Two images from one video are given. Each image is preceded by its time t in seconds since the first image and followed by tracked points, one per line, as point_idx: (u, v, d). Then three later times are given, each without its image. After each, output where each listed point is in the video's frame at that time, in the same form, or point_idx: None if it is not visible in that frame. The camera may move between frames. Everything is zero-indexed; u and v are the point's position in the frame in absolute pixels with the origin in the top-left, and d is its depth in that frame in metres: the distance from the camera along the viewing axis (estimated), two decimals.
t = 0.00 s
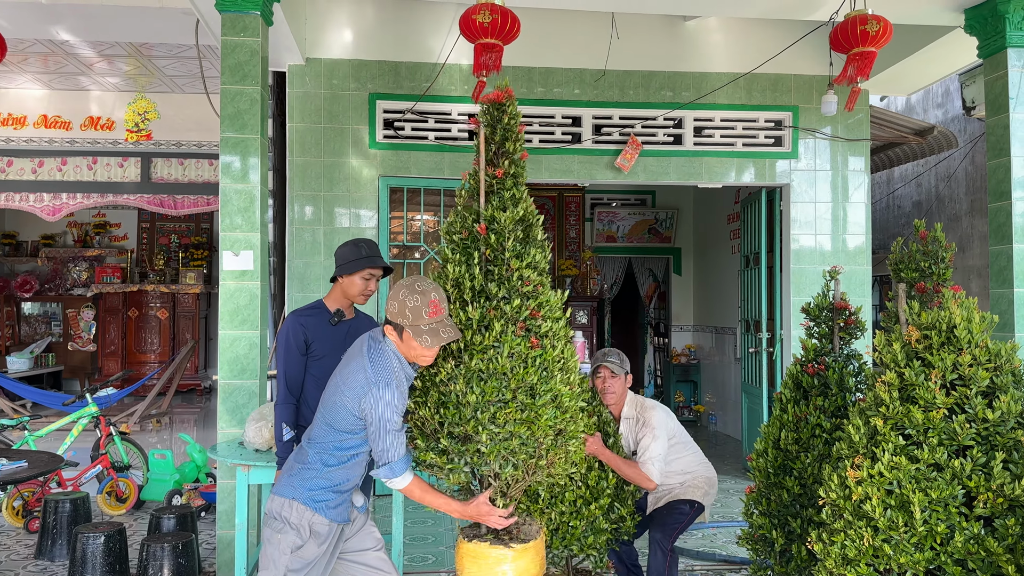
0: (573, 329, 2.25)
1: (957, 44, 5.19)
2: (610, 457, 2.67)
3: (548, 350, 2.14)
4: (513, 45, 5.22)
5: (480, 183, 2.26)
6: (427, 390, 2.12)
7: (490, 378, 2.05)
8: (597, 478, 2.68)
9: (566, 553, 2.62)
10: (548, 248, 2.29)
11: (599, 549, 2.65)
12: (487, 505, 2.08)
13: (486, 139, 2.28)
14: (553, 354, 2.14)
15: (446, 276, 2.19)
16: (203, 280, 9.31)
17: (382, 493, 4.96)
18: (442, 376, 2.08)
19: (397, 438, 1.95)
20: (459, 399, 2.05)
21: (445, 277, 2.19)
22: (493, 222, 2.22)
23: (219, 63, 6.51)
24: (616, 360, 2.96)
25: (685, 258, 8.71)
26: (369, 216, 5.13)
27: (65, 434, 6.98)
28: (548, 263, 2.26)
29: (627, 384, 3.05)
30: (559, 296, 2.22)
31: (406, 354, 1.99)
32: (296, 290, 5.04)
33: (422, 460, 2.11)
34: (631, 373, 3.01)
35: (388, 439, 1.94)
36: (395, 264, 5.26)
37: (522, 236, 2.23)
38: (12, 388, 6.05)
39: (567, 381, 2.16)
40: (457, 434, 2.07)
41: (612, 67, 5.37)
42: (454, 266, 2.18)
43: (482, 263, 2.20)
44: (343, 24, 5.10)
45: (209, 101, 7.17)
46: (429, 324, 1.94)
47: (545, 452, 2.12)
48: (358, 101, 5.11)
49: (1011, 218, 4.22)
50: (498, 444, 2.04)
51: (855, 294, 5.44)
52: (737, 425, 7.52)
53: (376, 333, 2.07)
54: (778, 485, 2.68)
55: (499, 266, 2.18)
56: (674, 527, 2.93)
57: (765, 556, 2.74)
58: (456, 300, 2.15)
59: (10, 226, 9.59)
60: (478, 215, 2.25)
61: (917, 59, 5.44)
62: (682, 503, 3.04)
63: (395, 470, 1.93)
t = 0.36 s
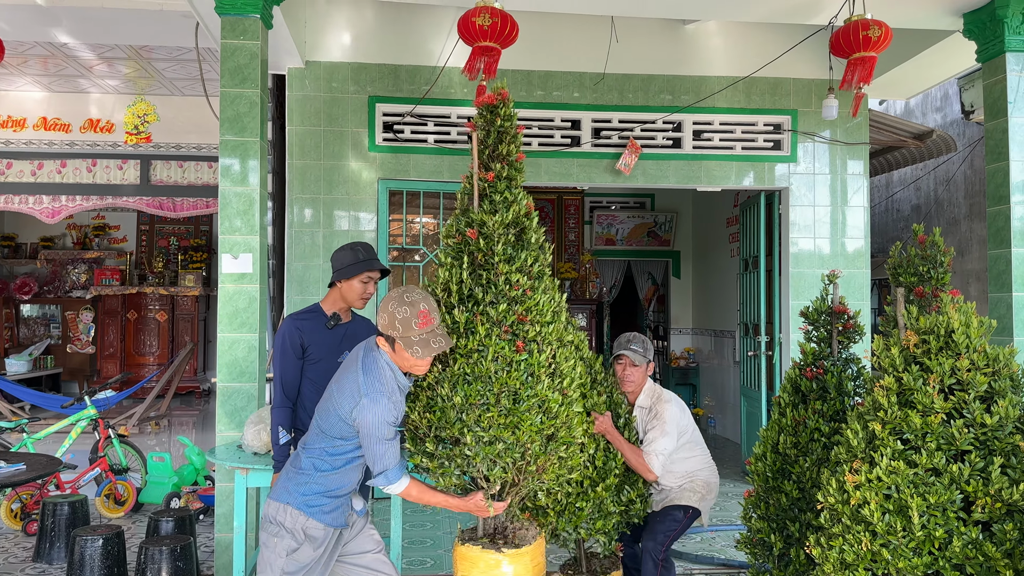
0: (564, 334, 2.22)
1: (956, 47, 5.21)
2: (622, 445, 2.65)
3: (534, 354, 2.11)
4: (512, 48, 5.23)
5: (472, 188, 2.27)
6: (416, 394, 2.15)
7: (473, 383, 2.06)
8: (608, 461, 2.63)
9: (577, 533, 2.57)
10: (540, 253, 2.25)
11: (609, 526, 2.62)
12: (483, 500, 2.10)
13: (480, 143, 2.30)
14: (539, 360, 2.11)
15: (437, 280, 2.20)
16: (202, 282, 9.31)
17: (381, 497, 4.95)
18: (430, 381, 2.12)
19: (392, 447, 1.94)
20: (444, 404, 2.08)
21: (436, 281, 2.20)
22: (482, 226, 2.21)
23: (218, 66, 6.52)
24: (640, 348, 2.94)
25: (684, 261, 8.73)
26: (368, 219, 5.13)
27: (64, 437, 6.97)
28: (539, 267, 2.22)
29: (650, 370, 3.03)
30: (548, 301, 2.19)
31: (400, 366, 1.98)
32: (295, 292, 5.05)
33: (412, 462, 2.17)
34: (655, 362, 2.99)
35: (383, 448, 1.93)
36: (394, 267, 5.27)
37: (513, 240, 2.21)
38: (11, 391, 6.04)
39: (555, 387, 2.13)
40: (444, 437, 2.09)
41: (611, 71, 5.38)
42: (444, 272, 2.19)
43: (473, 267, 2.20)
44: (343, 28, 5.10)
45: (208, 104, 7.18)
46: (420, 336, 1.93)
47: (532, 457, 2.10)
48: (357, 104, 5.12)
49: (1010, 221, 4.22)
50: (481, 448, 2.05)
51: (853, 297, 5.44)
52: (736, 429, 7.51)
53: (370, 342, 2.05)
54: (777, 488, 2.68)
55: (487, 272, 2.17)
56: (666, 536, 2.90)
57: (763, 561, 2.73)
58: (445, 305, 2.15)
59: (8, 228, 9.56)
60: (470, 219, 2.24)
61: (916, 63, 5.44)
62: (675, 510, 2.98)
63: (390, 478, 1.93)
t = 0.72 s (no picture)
0: (552, 331, 2.21)
1: (957, 52, 5.21)
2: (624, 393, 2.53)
3: (525, 347, 2.08)
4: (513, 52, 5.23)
5: (460, 184, 2.28)
6: (405, 389, 2.10)
7: (469, 374, 2.03)
8: (618, 409, 2.50)
9: (589, 487, 2.42)
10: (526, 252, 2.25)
11: (620, 480, 2.48)
12: (476, 496, 2.06)
13: (465, 141, 2.31)
14: (532, 353, 2.09)
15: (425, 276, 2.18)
16: (201, 284, 9.31)
17: (380, 500, 4.94)
18: (421, 374, 2.07)
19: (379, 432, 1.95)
20: (436, 398, 2.04)
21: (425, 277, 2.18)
22: (472, 221, 2.21)
23: (219, 69, 6.53)
24: (652, 309, 2.87)
25: (684, 265, 8.74)
26: (368, 222, 5.13)
27: (64, 439, 6.96)
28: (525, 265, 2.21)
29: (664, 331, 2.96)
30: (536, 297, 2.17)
31: (377, 347, 2.00)
32: (295, 295, 5.04)
33: (402, 460, 2.10)
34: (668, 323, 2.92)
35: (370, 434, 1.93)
36: (394, 270, 5.27)
37: (501, 236, 2.22)
38: (10, 393, 6.03)
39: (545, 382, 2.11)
40: (436, 430, 2.05)
41: (611, 75, 5.38)
42: (433, 267, 2.18)
43: (462, 263, 2.18)
44: (344, 31, 5.11)
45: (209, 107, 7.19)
46: (387, 314, 1.95)
47: (523, 452, 2.07)
48: (357, 107, 5.12)
49: (1010, 226, 4.23)
50: (473, 440, 2.02)
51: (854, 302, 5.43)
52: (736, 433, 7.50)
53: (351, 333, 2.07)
54: (777, 493, 2.67)
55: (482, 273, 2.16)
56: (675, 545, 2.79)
57: (764, 565, 2.71)
58: (433, 299, 2.14)
59: (8, 230, 9.54)
60: (458, 215, 2.25)
61: (916, 68, 5.45)
62: (681, 522, 2.80)
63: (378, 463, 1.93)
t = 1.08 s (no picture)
0: (520, 326, 1.88)
1: (958, 58, 5.21)
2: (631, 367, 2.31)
3: (477, 345, 1.78)
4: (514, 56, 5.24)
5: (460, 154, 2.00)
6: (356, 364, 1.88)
7: (405, 365, 1.76)
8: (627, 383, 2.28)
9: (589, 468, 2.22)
10: (506, 231, 1.90)
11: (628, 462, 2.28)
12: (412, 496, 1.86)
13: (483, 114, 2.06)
14: (482, 351, 1.79)
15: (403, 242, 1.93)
16: (202, 286, 9.31)
17: (381, 503, 4.93)
18: (368, 356, 1.84)
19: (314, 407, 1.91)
20: (373, 379, 1.81)
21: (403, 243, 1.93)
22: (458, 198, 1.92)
23: (221, 71, 6.54)
24: (676, 305, 2.71)
25: (685, 268, 8.75)
26: (370, 225, 5.13)
27: (64, 441, 6.96)
28: (500, 246, 1.88)
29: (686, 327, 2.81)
30: (502, 285, 1.85)
31: (325, 324, 2.00)
32: (296, 298, 5.04)
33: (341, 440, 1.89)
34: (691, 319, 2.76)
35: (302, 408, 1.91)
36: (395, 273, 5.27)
37: (490, 220, 1.90)
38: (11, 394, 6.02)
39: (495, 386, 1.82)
40: (371, 418, 1.82)
41: (613, 79, 5.39)
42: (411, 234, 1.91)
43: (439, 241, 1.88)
44: (346, 34, 5.11)
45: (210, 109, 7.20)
46: (311, 284, 1.91)
47: (458, 461, 1.81)
48: (359, 110, 5.13)
49: (1011, 232, 4.23)
50: (399, 439, 1.77)
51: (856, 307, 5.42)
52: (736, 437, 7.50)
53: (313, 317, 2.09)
54: (779, 499, 2.67)
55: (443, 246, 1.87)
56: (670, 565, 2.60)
57: (765, 570, 2.70)
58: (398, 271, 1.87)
59: (9, 232, 9.52)
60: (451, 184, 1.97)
61: (918, 73, 5.45)
62: (676, 548, 2.62)
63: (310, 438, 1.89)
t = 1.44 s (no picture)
0: (359, 344, 1.53)
1: (961, 64, 5.21)
2: (625, 326, 2.22)
3: (290, 362, 1.50)
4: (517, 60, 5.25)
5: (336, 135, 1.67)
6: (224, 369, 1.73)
7: (230, 381, 1.56)
8: (619, 342, 2.18)
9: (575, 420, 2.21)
10: (350, 226, 1.58)
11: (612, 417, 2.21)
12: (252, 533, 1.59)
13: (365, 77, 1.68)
14: (294, 373, 1.50)
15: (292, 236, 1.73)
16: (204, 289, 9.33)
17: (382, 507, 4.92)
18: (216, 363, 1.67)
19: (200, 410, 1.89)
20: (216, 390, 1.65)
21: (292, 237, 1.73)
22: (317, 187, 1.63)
23: (225, 74, 6.55)
24: (684, 308, 2.63)
25: (686, 273, 8.76)
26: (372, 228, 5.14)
27: (65, 443, 6.96)
28: (342, 245, 1.56)
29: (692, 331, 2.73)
30: (332, 294, 1.53)
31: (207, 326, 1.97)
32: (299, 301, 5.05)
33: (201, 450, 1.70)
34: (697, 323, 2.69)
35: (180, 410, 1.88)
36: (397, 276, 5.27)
37: (346, 214, 1.59)
38: (13, 397, 6.01)
39: (313, 417, 1.51)
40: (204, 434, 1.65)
41: (616, 83, 5.40)
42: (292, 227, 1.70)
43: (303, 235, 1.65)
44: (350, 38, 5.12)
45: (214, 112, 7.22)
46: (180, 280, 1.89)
47: (270, 499, 1.54)
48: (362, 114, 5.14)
49: (1014, 237, 4.23)
50: (212, 465, 1.57)
51: (858, 312, 5.42)
52: (738, 441, 7.49)
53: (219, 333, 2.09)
54: (781, 505, 2.66)
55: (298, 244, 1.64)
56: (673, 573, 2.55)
57: None
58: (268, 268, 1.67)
59: (11, 233, 9.52)
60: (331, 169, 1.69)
61: (920, 78, 5.45)
62: (673, 564, 2.55)
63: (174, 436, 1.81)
